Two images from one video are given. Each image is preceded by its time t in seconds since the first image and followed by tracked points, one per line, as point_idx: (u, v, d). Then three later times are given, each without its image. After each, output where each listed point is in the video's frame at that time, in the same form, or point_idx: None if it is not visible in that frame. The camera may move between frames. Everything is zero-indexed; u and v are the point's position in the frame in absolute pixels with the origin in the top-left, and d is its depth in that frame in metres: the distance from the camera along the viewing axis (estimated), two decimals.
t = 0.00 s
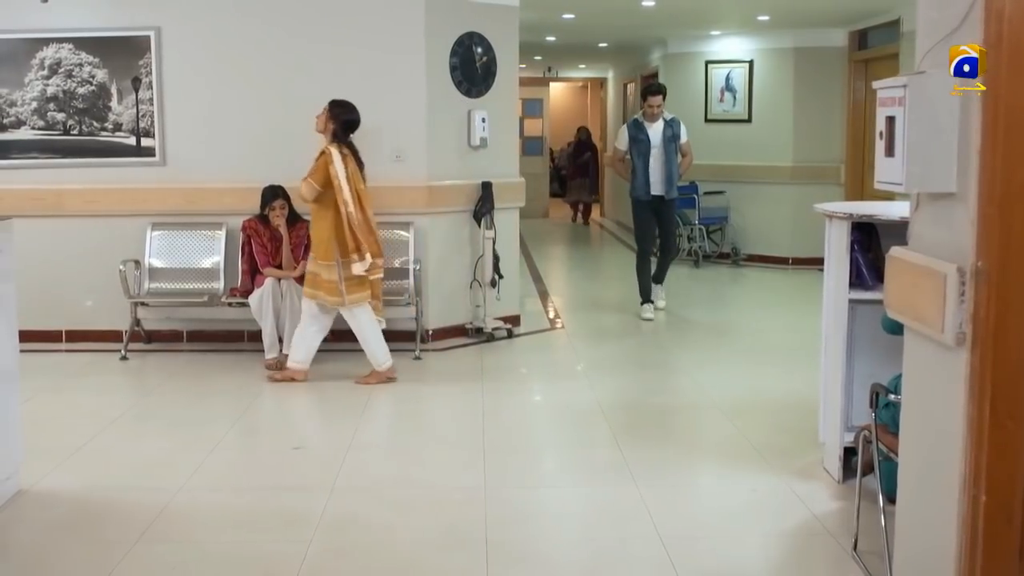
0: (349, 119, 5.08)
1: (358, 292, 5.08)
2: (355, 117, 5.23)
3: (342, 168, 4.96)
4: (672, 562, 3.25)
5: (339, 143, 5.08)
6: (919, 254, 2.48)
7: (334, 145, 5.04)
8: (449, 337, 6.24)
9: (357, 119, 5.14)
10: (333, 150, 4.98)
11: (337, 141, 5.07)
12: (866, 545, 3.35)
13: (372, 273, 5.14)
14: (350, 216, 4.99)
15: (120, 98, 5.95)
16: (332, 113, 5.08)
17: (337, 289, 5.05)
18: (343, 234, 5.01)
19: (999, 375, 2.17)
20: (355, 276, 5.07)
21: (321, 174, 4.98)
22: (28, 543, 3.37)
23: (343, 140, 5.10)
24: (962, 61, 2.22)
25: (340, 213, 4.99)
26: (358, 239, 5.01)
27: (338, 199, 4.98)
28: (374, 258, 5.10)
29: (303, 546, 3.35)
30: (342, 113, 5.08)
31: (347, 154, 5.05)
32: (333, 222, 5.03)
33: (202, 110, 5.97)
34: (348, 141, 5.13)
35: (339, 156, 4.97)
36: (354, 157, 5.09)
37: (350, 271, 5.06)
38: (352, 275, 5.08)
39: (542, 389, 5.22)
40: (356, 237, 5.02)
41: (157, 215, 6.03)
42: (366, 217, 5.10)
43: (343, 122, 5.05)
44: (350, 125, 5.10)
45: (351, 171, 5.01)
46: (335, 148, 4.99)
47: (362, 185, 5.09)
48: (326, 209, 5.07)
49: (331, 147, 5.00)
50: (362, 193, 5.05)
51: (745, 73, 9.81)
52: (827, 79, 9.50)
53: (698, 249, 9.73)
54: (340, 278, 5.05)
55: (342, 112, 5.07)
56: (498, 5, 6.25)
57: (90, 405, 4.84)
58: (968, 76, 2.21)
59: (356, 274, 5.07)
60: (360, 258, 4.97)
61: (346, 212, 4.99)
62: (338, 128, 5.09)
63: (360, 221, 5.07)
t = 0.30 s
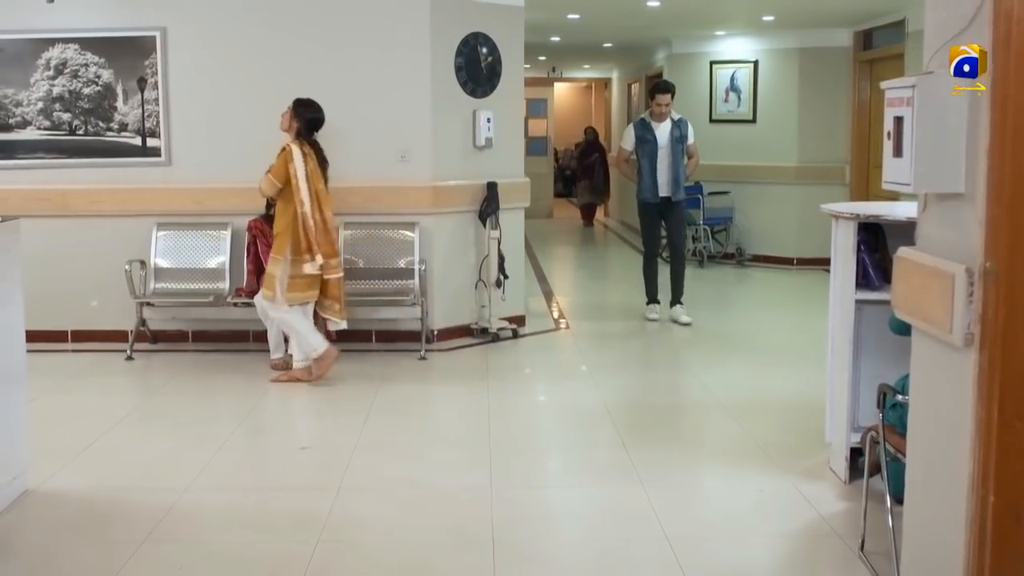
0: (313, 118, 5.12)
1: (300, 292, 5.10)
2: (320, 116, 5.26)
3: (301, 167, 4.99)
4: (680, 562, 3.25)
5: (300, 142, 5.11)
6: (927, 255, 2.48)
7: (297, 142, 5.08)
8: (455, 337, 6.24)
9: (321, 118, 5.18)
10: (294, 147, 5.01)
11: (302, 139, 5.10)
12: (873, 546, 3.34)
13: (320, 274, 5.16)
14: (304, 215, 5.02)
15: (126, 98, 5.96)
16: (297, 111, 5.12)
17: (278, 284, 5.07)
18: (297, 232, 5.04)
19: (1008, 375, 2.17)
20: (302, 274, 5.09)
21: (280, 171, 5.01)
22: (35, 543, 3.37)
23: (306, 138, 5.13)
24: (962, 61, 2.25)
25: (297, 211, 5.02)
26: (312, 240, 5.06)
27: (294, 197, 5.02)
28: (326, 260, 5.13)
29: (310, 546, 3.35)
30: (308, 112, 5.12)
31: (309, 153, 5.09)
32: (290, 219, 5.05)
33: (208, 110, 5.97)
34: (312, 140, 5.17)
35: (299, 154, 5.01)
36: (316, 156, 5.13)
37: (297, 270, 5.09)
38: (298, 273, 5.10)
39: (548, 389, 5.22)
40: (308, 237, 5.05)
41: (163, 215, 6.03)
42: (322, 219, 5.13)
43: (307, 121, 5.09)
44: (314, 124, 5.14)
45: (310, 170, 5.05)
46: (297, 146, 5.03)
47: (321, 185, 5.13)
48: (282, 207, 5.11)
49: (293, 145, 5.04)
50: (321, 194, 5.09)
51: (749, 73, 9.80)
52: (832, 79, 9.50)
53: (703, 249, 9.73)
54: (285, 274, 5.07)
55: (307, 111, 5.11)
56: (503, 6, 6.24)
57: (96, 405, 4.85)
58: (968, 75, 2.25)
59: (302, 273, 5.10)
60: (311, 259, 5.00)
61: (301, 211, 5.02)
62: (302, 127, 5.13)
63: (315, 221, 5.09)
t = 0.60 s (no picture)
0: (282, 120, 5.12)
1: (262, 293, 5.03)
2: (294, 119, 5.27)
3: (265, 167, 5.02)
4: (688, 563, 3.25)
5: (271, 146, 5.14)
6: (937, 256, 2.47)
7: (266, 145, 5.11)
8: (462, 337, 6.25)
9: (292, 120, 5.18)
10: (262, 149, 5.04)
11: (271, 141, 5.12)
12: (882, 547, 3.34)
13: (285, 277, 5.08)
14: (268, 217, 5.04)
15: (133, 98, 5.97)
16: (266, 113, 5.12)
17: (245, 286, 5.07)
18: (260, 234, 5.04)
19: (1018, 376, 2.17)
20: (264, 276, 5.04)
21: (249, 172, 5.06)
22: (43, 543, 3.38)
23: (277, 141, 5.14)
24: (962, 61, 2.28)
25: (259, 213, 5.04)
26: (275, 242, 5.03)
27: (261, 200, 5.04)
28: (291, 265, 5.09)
29: (318, 546, 3.36)
30: (276, 114, 5.13)
31: (277, 155, 5.09)
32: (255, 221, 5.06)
33: (215, 110, 5.98)
34: (283, 143, 5.17)
35: (266, 155, 5.03)
36: (286, 159, 5.11)
37: (260, 271, 5.05)
38: (262, 275, 5.05)
39: (555, 390, 5.22)
40: (272, 239, 5.04)
41: (170, 215, 6.04)
42: (291, 224, 5.10)
43: (275, 122, 5.10)
44: (283, 126, 5.15)
45: (274, 172, 5.04)
46: (263, 147, 5.05)
47: (287, 187, 5.08)
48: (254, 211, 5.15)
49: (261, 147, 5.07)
50: (288, 197, 5.08)
51: (756, 74, 9.79)
52: (838, 79, 9.48)
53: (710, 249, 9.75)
54: (249, 276, 5.06)
55: (276, 113, 5.11)
56: (510, 6, 6.24)
57: (104, 405, 4.86)
58: (968, 75, 2.28)
59: (265, 275, 5.04)
60: (269, 259, 4.96)
61: (263, 213, 5.03)
62: (273, 129, 5.13)
63: (278, 224, 5.06)
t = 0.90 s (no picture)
0: (247, 118, 5.10)
1: (222, 291, 5.08)
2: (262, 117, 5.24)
3: (226, 167, 5.03)
4: (701, 564, 3.24)
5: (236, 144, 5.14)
6: (950, 257, 2.47)
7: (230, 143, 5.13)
8: (474, 337, 6.25)
9: (258, 118, 5.16)
10: (225, 148, 5.05)
11: (236, 140, 5.12)
12: (896, 548, 3.32)
13: (244, 276, 5.11)
14: (228, 216, 5.06)
15: (146, 99, 5.99)
16: (232, 111, 5.11)
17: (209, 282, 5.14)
18: (221, 232, 5.09)
19: None
20: (224, 274, 5.09)
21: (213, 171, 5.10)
22: (56, 542, 3.39)
23: (242, 139, 5.13)
24: (962, 61, 2.32)
25: (220, 210, 5.08)
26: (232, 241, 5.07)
27: (223, 198, 5.07)
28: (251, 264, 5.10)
29: (330, 546, 3.36)
30: (241, 112, 5.11)
31: (241, 154, 5.09)
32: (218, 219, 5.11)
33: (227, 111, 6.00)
34: (250, 141, 5.16)
35: (228, 155, 5.04)
36: (251, 158, 5.10)
37: (220, 269, 5.09)
38: (222, 272, 5.11)
39: (564, 390, 5.20)
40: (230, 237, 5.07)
41: (182, 216, 6.05)
42: (253, 223, 5.12)
43: (239, 120, 5.08)
44: (248, 124, 5.13)
45: (236, 171, 5.05)
46: (226, 146, 5.06)
47: (248, 187, 5.09)
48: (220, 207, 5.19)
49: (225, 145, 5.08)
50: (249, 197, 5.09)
51: (767, 74, 9.77)
52: (850, 79, 9.46)
53: (721, 250, 9.80)
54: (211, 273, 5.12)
55: (241, 111, 5.10)
56: (522, 6, 6.24)
57: (116, 404, 4.87)
58: (968, 75, 2.30)
59: (225, 273, 5.09)
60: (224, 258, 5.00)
61: (224, 211, 5.07)
62: (238, 126, 5.12)
63: (238, 223, 5.09)
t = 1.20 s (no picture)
0: (223, 118, 5.09)
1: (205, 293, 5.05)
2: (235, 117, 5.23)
3: (207, 169, 5.02)
4: (710, 565, 3.23)
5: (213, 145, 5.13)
6: (962, 257, 2.47)
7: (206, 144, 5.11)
8: (482, 338, 6.25)
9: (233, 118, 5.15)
10: (204, 150, 5.04)
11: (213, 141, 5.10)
12: (906, 550, 3.31)
13: (227, 276, 5.11)
14: (209, 217, 5.04)
15: (155, 100, 6.01)
16: (206, 112, 5.08)
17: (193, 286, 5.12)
18: (201, 234, 5.06)
19: None
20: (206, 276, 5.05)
21: (190, 174, 5.07)
22: (66, 542, 3.40)
23: (219, 140, 5.12)
24: (962, 61, 2.35)
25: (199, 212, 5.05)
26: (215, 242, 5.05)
27: (202, 201, 5.05)
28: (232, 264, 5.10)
29: (340, 547, 3.37)
30: (214, 113, 5.08)
31: (219, 155, 5.09)
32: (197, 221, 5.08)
33: (236, 112, 6.01)
34: (226, 141, 5.16)
35: (208, 156, 5.03)
36: (229, 160, 5.11)
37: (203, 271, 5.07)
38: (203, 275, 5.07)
39: (572, 392, 5.20)
40: (211, 239, 5.05)
41: (191, 217, 6.07)
42: (233, 223, 5.12)
43: (216, 121, 5.06)
44: (225, 124, 5.12)
45: (214, 172, 5.04)
46: (205, 148, 5.04)
47: (227, 187, 5.08)
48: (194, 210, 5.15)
49: (203, 147, 5.07)
50: (229, 198, 5.09)
51: (776, 75, 9.76)
52: (858, 80, 9.44)
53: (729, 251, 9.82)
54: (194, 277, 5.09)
55: (216, 111, 5.07)
56: (531, 7, 6.25)
57: (126, 405, 4.88)
58: (968, 75, 2.34)
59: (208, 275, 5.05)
60: (210, 260, 4.98)
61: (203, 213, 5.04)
62: (215, 127, 5.11)
63: (219, 224, 5.08)
